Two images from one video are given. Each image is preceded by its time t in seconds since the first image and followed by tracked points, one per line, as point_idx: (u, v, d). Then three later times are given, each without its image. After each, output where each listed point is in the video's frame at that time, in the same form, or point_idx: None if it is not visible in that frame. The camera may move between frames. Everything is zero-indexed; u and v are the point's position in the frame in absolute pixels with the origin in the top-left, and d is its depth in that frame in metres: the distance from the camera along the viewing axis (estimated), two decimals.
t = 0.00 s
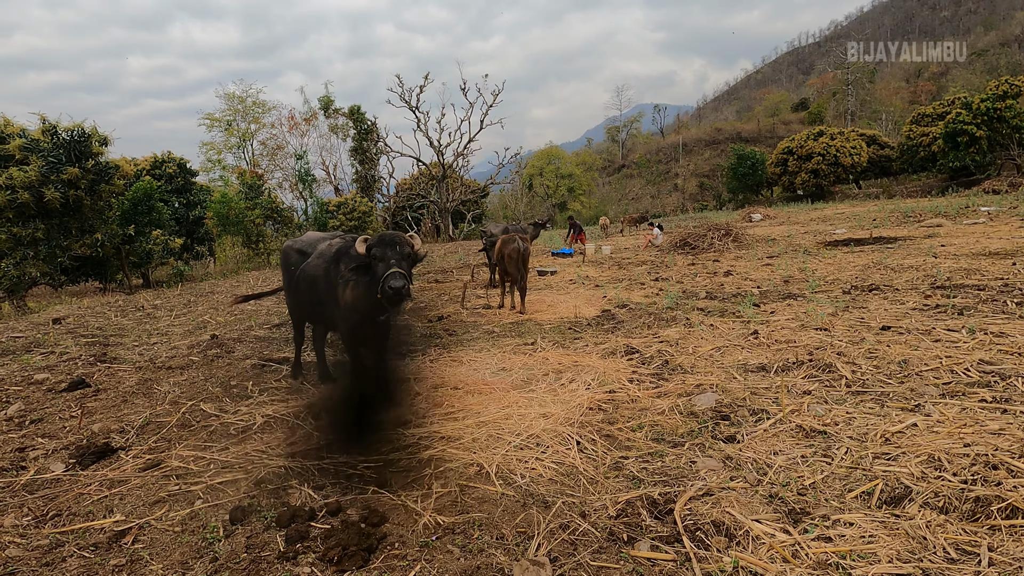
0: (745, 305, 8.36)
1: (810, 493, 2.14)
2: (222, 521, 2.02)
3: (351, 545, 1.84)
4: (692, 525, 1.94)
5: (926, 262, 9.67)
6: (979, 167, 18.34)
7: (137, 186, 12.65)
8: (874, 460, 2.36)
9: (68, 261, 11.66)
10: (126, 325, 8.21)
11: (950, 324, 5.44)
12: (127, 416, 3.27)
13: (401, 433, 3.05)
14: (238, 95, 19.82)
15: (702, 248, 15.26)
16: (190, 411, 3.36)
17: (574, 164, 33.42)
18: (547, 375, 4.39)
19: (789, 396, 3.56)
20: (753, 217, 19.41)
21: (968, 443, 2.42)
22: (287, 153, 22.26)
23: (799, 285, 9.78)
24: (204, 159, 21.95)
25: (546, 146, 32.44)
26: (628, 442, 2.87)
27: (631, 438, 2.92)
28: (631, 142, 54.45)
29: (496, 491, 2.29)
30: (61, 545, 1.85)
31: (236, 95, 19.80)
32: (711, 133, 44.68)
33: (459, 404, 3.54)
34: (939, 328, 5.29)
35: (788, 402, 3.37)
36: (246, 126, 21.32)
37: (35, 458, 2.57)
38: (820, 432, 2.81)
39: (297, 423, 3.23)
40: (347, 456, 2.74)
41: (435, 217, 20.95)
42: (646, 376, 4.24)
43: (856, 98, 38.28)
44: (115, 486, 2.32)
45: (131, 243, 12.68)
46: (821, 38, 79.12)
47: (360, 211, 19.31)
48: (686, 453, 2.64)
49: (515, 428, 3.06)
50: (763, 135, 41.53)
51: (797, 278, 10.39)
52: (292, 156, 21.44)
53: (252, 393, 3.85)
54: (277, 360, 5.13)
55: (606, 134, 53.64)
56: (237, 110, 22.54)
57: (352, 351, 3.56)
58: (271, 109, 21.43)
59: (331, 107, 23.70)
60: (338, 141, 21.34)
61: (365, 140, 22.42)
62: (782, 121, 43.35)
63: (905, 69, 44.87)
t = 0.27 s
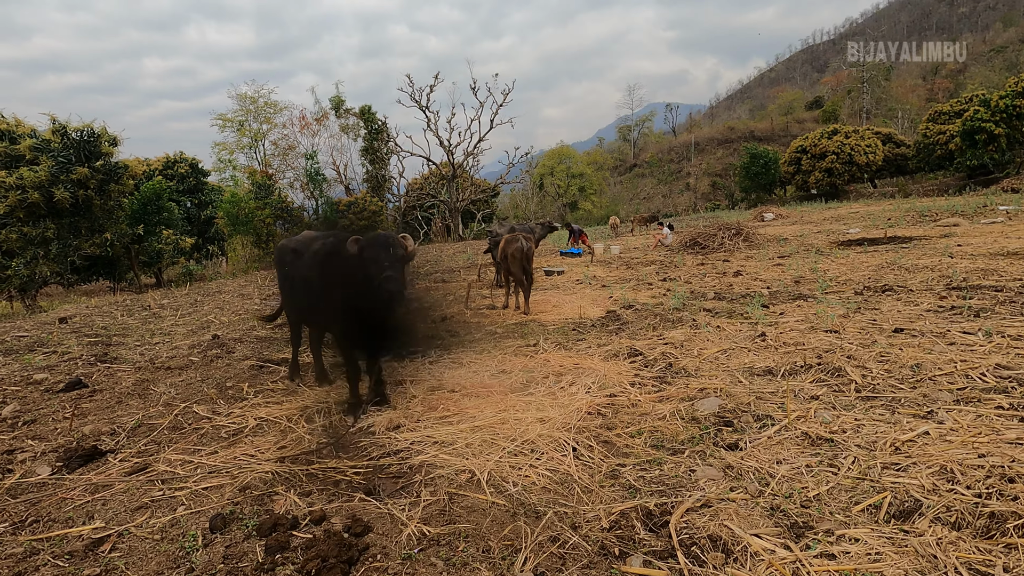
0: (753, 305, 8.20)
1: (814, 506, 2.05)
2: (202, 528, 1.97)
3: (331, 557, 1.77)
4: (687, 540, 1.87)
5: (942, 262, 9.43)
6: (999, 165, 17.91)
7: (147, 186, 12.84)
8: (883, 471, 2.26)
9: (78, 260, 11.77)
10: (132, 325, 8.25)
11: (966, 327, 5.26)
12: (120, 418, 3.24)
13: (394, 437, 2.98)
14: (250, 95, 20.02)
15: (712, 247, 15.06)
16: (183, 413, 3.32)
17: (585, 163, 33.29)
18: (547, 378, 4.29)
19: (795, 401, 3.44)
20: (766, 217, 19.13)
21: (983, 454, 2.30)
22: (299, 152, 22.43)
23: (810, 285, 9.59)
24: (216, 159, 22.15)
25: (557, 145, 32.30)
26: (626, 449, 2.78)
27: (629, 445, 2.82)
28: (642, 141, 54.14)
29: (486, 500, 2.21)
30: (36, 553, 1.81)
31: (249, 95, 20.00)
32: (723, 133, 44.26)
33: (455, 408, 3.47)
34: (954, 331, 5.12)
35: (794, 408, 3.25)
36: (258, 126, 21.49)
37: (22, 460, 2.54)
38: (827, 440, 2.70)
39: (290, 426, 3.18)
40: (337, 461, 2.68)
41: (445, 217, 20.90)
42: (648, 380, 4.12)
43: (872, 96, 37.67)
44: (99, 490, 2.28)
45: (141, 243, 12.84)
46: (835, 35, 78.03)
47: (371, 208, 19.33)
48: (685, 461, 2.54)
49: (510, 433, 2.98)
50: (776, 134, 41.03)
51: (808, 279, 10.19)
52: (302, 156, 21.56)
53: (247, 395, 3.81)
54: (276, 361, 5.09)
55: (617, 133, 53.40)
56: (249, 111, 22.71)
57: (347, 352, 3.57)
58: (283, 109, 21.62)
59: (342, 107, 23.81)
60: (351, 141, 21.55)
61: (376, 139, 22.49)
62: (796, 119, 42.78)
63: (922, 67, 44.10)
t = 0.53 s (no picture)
0: (766, 308, 8.04)
1: (823, 523, 1.96)
2: (191, 538, 1.93)
3: (319, 570, 1.73)
4: (688, 558, 1.80)
5: (963, 263, 9.17)
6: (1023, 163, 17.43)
7: (160, 187, 13.01)
8: (896, 486, 2.17)
9: (93, 260, 11.97)
10: (142, 324, 8.35)
11: (987, 332, 5.09)
12: (121, 421, 3.25)
13: (392, 443, 2.93)
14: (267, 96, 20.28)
15: (725, 248, 14.84)
16: (183, 416, 3.31)
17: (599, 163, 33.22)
18: (551, 383, 4.21)
19: (806, 409, 3.33)
20: (781, 216, 18.83)
21: (1003, 469, 2.19)
22: (313, 152, 22.68)
23: (824, 287, 9.40)
24: (231, 159, 22.42)
25: (572, 145, 32.32)
26: (629, 458, 2.69)
27: (632, 454, 2.74)
28: (656, 140, 53.83)
29: (482, 511, 2.15)
30: (23, 562, 1.79)
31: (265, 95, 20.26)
32: (740, 132, 43.78)
33: (456, 413, 3.41)
34: (974, 336, 4.96)
35: (805, 416, 3.15)
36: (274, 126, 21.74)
37: (20, 464, 2.54)
38: (838, 452, 2.60)
39: (288, 430, 3.15)
40: (334, 467, 2.64)
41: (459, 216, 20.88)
42: (654, 385, 4.02)
43: (890, 93, 36.94)
44: (92, 495, 2.26)
45: (154, 243, 13.17)
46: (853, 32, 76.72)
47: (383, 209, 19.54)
48: (689, 472, 2.46)
49: (510, 439, 2.91)
50: (792, 133, 40.48)
51: (824, 281, 9.98)
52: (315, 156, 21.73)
53: (248, 398, 3.79)
54: (280, 363, 5.08)
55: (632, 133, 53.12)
56: (264, 111, 22.95)
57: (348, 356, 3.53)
58: (298, 109, 21.88)
59: (355, 106, 23.96)
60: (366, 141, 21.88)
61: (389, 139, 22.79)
62: (813, 117, 42.12)
63: (943, 64, 43.18)
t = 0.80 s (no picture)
0: (777, 309, 7.89)
1: (827, 533, 1.89)
2: (181, 538, 1.91)
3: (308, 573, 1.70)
4: (685, 568, 1.74)
5: (982, 265, 8.95)
6: None
7: (173, 186, 13.04)
8: (906, 496, 2.09)
9: (107, 258, 12.16)
10: (153, 322, 8.45)
11: (1006, 335, 4.95)
12: (122, 419, 3.26)
13: (390, 444, 2.90)
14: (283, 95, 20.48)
15: (738, 248, 14.66)
16: (183, 414, 3.32)
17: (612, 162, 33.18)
18: (555, 383, 4.16)
19: (815, 415, 3.25)
20: (796, 216, 18.56)
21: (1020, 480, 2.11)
22: (326, 152, 22.87)
23: (837, 288, 9.23)
24: (245, 158, 22.67)
25: (585, 144, 32.33)
26: (630, 462, 2.64)
27: (634, 457, 2.68)
28: (670, 140, 53.50)
29: (476, 514, 2.11)
30: (13, 561, 1.78)
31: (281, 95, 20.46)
32: (756, 131, 43.34)
33: (457, 414, 3.37)
34: (991, 340, 4.82)
35: (815, 422, 3.07)
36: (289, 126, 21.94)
37: (20, 461, 2.56)
38: (847, 460, 2.52)
39: (287, 430, 3.13)
40: (331, 468, 2.61)
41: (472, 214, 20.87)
42: (659, 388, 3.95)
43: (910, 91, 36.23)
44: (87, 494, 2.26)
45: (168, 239, 13.19)
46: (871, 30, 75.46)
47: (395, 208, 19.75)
48: (690, 477, 2.40)
49: (510, 441, 2.87)
50: (809, 132, 39.95)
51: (838, 281, 9.79)
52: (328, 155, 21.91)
53: (250, 397, 3.79)
54: (283, 362, 5.08)
55: (646, 132, 52.82)
56: (278, 111, 23.16)
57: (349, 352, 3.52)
58: (312, 108, 22.07)
59: (369, 106, 24.13)
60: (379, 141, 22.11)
61: (403, 138, 23.00)
62: (830, 117, 41.52)
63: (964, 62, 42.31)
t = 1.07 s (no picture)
0: (783, 309, 7.77)
1: (820, 541, 1.83)
2: (162, 537, 1.90)
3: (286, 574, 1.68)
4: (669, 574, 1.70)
5: (997, 265, 8.76)
6: None
7: (185, 185, 13.36)
8: (904, 503, 2.03)
9: (118, 256, 12.35)
10: (159, 319, 8.54)
11: (1018, 337, 4.82)
12: (118, 416, 3.29)
13: (381, 443, 2.88)
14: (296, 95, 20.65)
15: (748, 248, 14.51)
16: (178, 412, 3.33)
17: (624, 161, 33.13)
18: (553, 383, 4.11)
19: (816, 417, 3.17)
20: (809, 216, 18.33)
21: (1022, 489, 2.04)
22: (337, 151, 23.04)
23: (846, 289, 9.08)
24: (258, 157, 22.89)
25: (597, 143, 32.33)
26: (622, 464, 2.59)
27: (626, 459, 2.64)
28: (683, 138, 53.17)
29: (461, 515, 2.08)
30: None
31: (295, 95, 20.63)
32: (771, 130, 42.90)
33: (450, 414, 3.34)
34: (1002, 342, 4.70)
35: (815, 425, 2.99)
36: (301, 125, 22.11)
37: (12, 458, 2.58)
38: (845, 464, 2.45)
39: (280, 428, 3.13)
40: (320, 467, 2.59)
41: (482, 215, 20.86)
42: (658, 388, 3.89)
43: (927, 89, 35.59)
44: (75, 491, 2.27)
45: (181, 238, 13.60)
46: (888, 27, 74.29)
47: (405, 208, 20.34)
48: (681, 480, 2.35)
49: (502, 441, 2.84)
50: (825, 131, 39.47)
51: (847, 282, 9.64)
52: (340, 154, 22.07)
53: (246, 394, 3.80)
54: (283, 360, 5.09)
55: (658, 131, 52.53)
56: (291, 111, 23.33)
57: (345, 351, 3.52)
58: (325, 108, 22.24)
59: (380, 106, 24.27)
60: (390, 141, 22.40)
61: (414, 138, 23.19)
62: (846, 115, 40.96)
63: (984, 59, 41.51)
